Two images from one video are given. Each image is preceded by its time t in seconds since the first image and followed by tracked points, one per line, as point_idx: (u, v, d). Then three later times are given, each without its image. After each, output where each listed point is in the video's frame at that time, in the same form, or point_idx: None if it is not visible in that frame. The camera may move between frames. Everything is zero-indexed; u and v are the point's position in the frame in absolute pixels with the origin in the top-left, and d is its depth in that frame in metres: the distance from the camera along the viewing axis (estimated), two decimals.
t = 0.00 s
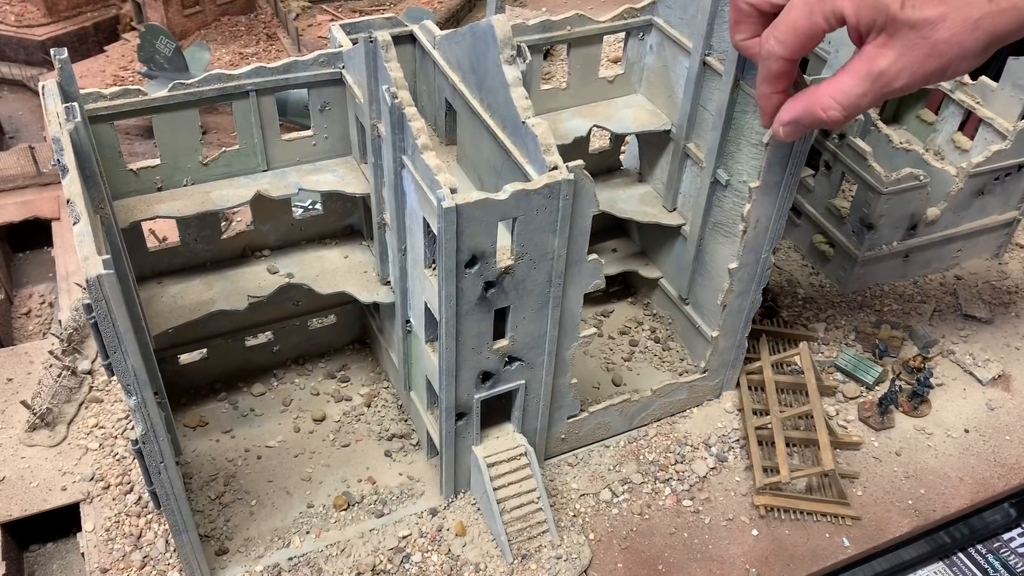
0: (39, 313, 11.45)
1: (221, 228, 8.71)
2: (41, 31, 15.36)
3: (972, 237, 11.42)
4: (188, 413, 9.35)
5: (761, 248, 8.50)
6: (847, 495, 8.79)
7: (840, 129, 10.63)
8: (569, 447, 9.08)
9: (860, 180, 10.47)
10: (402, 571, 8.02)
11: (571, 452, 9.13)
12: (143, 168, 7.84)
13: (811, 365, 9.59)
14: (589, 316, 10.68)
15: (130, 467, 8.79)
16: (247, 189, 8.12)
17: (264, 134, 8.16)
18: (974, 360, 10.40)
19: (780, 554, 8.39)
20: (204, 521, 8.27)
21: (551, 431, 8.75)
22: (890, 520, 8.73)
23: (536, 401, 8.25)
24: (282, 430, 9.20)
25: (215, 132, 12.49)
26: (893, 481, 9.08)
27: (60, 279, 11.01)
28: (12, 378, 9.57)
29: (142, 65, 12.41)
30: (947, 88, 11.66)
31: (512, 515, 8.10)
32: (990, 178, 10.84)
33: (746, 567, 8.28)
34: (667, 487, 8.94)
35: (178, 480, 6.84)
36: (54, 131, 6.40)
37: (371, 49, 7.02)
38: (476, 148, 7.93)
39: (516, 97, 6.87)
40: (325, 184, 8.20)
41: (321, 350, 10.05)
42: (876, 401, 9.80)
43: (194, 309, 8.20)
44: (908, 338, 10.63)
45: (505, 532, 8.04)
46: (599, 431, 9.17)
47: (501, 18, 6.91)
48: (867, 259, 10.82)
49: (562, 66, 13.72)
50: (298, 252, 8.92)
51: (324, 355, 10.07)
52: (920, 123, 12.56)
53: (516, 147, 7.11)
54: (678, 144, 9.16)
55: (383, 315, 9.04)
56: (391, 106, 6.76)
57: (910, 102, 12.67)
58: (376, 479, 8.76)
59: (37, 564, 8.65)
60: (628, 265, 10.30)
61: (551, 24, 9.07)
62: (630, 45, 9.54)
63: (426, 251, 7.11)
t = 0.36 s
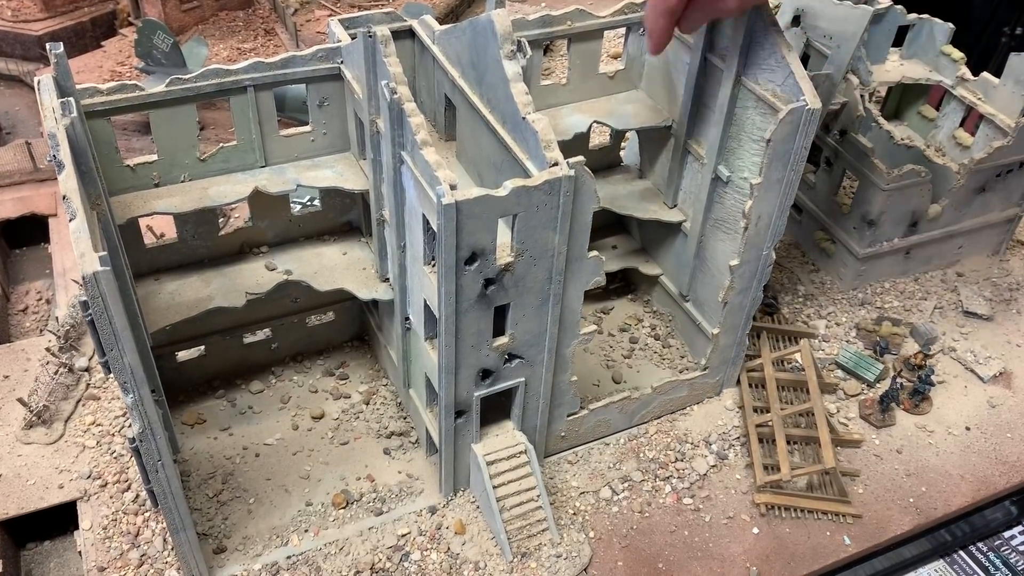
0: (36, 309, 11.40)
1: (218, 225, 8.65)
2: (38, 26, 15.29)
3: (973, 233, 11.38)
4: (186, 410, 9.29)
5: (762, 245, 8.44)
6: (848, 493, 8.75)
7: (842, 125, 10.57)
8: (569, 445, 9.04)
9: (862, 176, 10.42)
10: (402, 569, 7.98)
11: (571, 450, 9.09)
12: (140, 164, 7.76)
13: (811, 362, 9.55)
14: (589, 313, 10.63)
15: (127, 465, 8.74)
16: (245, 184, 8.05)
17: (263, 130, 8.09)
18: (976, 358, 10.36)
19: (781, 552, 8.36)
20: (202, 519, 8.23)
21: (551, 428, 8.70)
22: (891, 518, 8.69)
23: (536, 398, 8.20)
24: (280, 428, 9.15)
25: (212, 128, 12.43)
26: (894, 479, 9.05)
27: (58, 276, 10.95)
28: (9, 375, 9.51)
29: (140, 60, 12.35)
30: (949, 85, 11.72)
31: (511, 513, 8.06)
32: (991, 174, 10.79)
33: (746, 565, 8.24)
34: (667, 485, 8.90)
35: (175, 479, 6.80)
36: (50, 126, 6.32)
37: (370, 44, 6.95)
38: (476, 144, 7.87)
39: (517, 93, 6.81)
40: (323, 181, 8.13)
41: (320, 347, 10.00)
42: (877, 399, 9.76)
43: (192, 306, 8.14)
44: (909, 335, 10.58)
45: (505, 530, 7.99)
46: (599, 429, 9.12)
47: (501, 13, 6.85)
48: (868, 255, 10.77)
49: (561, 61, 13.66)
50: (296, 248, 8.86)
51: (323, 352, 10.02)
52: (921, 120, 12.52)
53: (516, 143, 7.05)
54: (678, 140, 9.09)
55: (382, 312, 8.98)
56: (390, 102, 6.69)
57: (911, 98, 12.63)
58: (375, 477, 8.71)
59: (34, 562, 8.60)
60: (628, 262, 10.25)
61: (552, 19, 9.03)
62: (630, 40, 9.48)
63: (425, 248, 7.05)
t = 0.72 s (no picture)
0: (33, 307, 11.38)
1: (215, 223, 8.63)
2: (35, 23, 15.27)
3: (971, 232, 11.38)
4: (183, 408, 9.27)
5: (760, 243, 8.44)
6: (847, 492, 8.76)
7: (840, 124, 10.56)
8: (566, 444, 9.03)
9: (860, 175, 10.41)
10: (399, 568, 7.97)
11: (569, 448, 9.08)
12: (137, 161, 7.74)
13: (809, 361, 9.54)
14: (588, 311, 10.62)
15: (124, 463, 8.72)
16: (242, 182, 8.02)
17: (260, 127, 8.06)
18: (974, 356, 10.36)
19: (779, 550, 8.36)
20: (198, 517, 8.22)
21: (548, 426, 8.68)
22: (889, 516, 8.68)
23: (533, 397, 8.19)
24: (278, 426, 9.14)
25: (210, 125, 12.41)
26: (892, 477, 9.05)
27: (55, 273, 10.93)
28: (6, 373, 9.49)
29: (137, 57, 12.33)
30: (947, 83, 11.71)
31: (508, 511, 8.05)
32: (989, 173, 10.79)
33: (745, 564, 8.24)
34: (665, 483, 8.91)
35: (173, 477, 6.79)
36: (47, 124, 6.29)
37: (368, 41, 6.93)
38: (474, 142, 7.85)
39: (515, 90, 6.80)
40: (321, 178, 8.11)
41: (317, 345, 9.98)
42: (875, 397, 9.76)
43: (189, 304, 8.11)
44: (907, 334, 10.58)
45: (502, 528, 7.99)
46: (597, 428, 9.11)
47: (500, 11, 6.83)
48: (866, 254, 10.76)
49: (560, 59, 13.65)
50: (294, 246, 8.84)
51: (320, 350, 10.00)
52: (920, 118, 12.54)
53: (514, 141, 7.03)
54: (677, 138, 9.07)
55: (380, 309, 8.97)
56: (388, 99, 6.67)
57: (909, 96, 12.63)
58: (372, 475, 8.70)
59: (30, 560, 8.58)
60: (626, 260, 10.24)
61: (550, 17, 9.00)
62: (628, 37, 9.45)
63: (423, 246, 7.03)
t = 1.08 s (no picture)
0: (35, 306, 11.41)
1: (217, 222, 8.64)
2: (37, 22, 15.29)
3: (972, 232, 11.38)
4: (185, 407, 9.29)
5: (761, 243, 8.44)
6: (847, 491, 8.77)
7: (841, 124, 10.58)
8: (568, 443, 9.04)
9: (860, 175, 10.43)
10: (400, 566, 7.99)
11: (570, 447, 9.09)
12: (139, 161, 7.75)
13: (809, 361, 9.55)
14: (589, 311, 10.64)
15: (126, 461, 8.74)
16: (244, 181, 8.03)
17: (262, 127, 8.07)
18: (974, 356, 10.37)
19: (780, 549, 8.38)
20: (200, 516, 8.23)
21: (549, 424, 8.69)
22: (890, 516, 8.70)
23: (534, 396, 8.20)
24: (279, 424, 9.15)
25: (211, 125, 12.42)
26: (893, 476, 9.06)
27: (57, 272, 10.95)
28: (8, 372, 9.51)
29: (139, 57, 12.35)
30: (948, 83, 11.72)
31: (510, 510, 8.07)
32: (990, 172, 10.80)
33: (746, 563, 8.25)
34: (666, 482, 8.92)
35: (175, 476, 6.81)
36: (49, 124, 6.29)
37: (370, 41, 6.93)
38: (475, 141, 7.87)
39: (517, 90, 6.83)
40: (322, 177, 8.12)
41: (319, 344, 9.99)
42: (876, 397, 9.78)
43: (191, 303, 8.13)
44: (908, 333, 10.59)
45: (504, 527, 8.01)
46: (598, 427, 9.12)
47: (501, 10, 6.83)
48: (867, 253, 10.77)
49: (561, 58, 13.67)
50: (295, 245, 8.85)
51: (322, 349, 10.02)
52: (920, 118, 12.56)
53: (515, 140, 7.05)
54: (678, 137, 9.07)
55: (381, 308, 8.98)
56: (390, 99, 6.68)
57: (910, 96, 12.64)
58: (374, 474, 8.72)
59: (32, 559, 8.59)
60: (627, 260, 10.25)
61: (551, 16, 9.01)
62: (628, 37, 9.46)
63: (425, 244, 7.05)
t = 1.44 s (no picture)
0: (38, 307, 11.46)
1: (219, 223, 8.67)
2: (40, 25, 15.33)
3: (974, 232, 11.38)
4: (187, 408, 9.32)
5: (762, 244, 8.45)
6: (848, 492, 8.78)
7: (842, 125, 10.59)
8: (569, 443, 9.06)
9: (861, 175, 10.44)
10: (402, 567, 8.00)
11: (571, 448, 9.11)
12: (141, 163, 7.78)
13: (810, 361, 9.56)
14: (590, 311, 10.65)
15: (129, 462, 8.77)
16: (246, 183, 8.06)
17: (264, 128, 8.10)
18: (976, 357, 10.37)
19: (781, 549, 8.39)
20: (202, 517, 8.26)
21: (551, 424, 8.71)
22: (891, 516, 8.70)
23: (536, 397, 8.23)
24: (281, 426, 9.18)
25: (213, 126, 12.46)
26: (894, 477, 9.07)
27: (60, 274, 10.99)
28: (11, 373, 9.54)
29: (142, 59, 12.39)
30: (949, 83, 11.73)
31: (511, 511, 8.09)
32: (992, 173, 10.79)
33: (746, 564, 8.26)
34: (666, 483, 8.94)
35: (176, 477, 6.82)
36: (52, 126, 6.31)
37: (371, 43, 6.96)
38: (476, 142, 7.89)
39: (517, 92, 6.85)
40: (324, 179, 8.15)
41: (321, 345, 10.02)
42: (877, 398, 9.78)
43: (193, 304, 8.16)
44: (909, 334, 10.59)
45: (504, 527, 8.03)
46: (599, 427, 9.14)
47: (501, 12, 6.87)
48: (868, 254, 10.78)
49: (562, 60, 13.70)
50: (297, 246, 8.87)
51: (324, 350, 10.04)
52: (922, 119, 12.57)
53: (517, 141, 7.07)
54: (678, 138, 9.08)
55: (383, 309, 9.01)
56: (391, 101, 6.70)
57: (912, 97, 12.65)
58: (375, 475, 8.74)
59: (36, 559, 8.63)
60: (628, 260, 10.26)
61: (551, 18, 9.02)
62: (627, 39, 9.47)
63: (426, 246, 7.07)
